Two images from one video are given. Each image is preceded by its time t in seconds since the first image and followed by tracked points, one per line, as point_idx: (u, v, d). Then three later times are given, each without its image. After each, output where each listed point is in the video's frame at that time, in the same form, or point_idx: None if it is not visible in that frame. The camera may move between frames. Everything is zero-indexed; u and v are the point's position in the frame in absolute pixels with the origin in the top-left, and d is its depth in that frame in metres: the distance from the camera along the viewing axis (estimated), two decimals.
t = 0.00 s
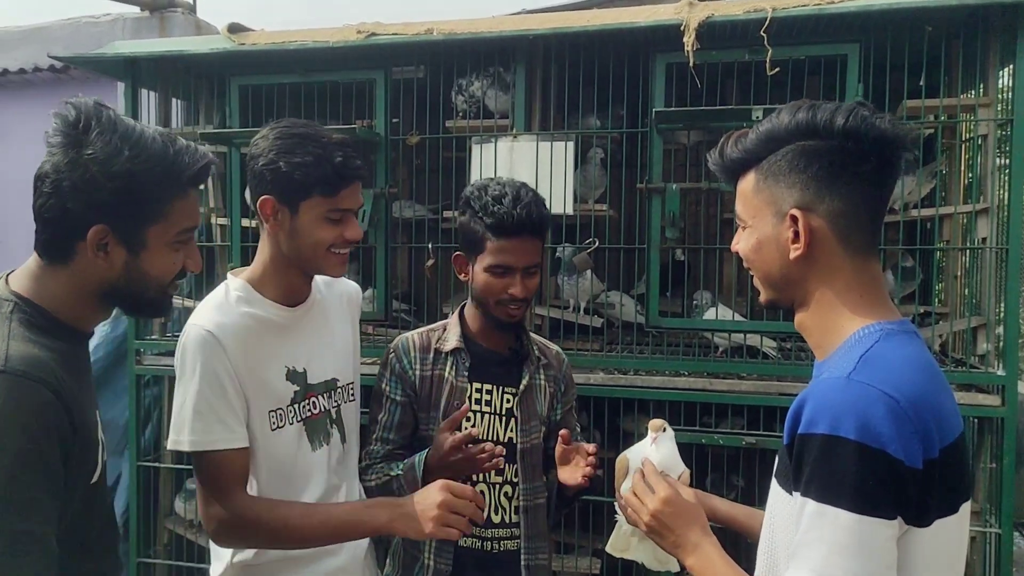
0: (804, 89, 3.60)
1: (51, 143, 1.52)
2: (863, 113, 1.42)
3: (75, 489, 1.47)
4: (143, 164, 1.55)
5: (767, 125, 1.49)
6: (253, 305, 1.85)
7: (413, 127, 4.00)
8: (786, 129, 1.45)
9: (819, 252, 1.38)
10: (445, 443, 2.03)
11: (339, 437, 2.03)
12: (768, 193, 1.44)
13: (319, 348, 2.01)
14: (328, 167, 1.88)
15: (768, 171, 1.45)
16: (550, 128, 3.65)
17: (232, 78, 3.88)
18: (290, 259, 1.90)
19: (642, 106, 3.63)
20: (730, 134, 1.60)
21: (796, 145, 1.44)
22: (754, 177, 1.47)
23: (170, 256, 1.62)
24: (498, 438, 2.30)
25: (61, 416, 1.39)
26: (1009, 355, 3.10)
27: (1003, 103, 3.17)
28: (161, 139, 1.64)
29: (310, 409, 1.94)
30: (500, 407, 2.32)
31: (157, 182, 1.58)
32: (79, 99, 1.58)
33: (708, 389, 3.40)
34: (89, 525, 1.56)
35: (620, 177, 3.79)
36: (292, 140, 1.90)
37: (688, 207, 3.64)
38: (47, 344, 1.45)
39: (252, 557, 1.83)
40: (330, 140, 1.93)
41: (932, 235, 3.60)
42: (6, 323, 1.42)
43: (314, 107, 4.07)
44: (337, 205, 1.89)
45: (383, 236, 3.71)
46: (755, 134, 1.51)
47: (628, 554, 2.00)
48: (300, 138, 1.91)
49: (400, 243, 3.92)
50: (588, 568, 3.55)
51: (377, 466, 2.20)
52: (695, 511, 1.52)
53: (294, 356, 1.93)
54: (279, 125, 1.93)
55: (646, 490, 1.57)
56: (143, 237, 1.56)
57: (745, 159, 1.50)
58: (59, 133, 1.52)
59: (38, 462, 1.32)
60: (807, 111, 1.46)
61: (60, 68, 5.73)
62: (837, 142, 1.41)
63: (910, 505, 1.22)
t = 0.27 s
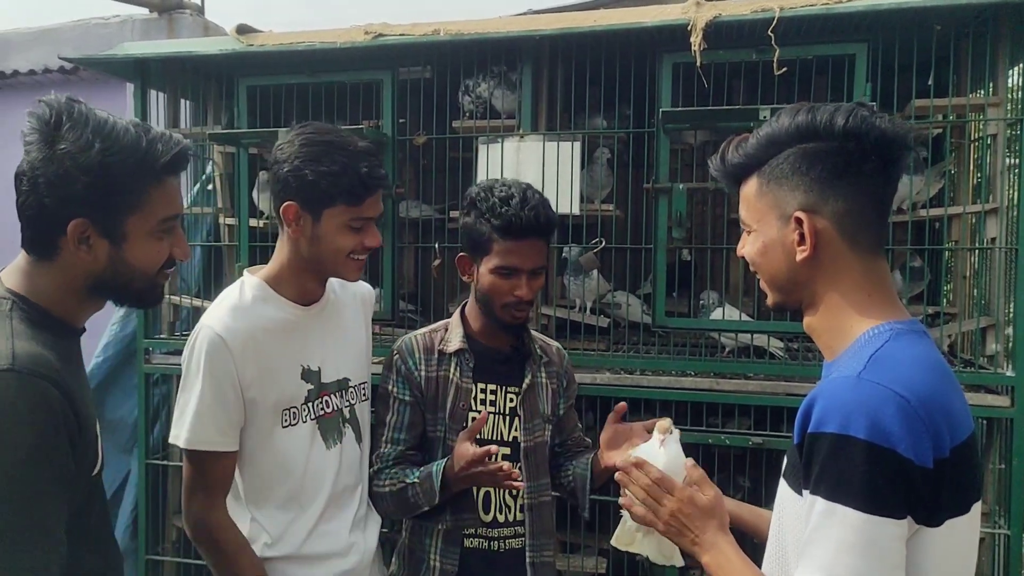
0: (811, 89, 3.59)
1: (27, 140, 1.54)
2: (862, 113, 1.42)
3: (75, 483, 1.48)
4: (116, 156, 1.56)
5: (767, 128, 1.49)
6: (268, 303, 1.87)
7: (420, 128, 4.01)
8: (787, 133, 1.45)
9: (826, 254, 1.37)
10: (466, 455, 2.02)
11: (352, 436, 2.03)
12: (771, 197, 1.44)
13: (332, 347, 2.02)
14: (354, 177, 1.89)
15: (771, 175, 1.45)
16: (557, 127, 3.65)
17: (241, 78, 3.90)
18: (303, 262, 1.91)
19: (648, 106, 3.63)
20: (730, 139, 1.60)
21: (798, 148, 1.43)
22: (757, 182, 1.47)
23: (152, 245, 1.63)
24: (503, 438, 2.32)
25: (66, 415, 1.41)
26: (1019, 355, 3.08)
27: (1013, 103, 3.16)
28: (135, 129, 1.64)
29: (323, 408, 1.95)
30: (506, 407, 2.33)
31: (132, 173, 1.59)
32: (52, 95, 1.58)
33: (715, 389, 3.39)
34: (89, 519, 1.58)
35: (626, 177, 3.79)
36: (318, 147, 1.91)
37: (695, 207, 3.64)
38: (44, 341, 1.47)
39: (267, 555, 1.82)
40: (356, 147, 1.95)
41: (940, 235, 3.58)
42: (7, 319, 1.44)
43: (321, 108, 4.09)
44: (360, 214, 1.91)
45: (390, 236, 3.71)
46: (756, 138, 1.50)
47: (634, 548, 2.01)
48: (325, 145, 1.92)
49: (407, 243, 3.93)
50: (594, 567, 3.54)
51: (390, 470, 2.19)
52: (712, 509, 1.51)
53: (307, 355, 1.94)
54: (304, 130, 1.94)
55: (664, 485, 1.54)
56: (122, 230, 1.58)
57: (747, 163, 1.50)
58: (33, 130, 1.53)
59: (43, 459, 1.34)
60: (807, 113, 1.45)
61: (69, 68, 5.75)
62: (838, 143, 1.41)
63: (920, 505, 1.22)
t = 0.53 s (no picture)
0: (816, 90, 3.61)
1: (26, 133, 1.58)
2: (867, 114, 1.43)
3: (71, 474, 1.53)
4: (110, 144, 1.58)
5: (771, 128, 1.51)
6: (272, 300, 1.89)
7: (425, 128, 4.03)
8: (791, 133, 1.46)
9: (829, 254, 1.39)
10: (469, 473, 2.04)
11: (357, 434, 2.04)
12: (775, 197, 1.45)
13: (339, 346, 2.03)
14: (360, 178, 1.90)
15: (775, 174, 1.46)
16: (562, 128, 3.66)
17: (246, 77, 3.91)
18: (300, 258, 1.93)
19: (653, 107, 3.64)
20: (735, 138, 1.61)
21: (803, 147, 1.44)
22: (760, 182, 1.48)
23: (148, 235, 1.65)
24: (507, 440, 2.32)
25: (57, 404, 1.45)
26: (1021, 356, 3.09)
27: (1015, 104, 3.17)
28: (131, 120, 1.65)
29: (328, 406, 1.96)
30: (510, 410, 2.33)
31: (126, 162, 1.60)
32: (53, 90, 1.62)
33: (718, 390, 3.41)
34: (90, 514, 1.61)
35: (631, 177, 3.81)
36: (326, 147, 1.92)
37: (699, 207, 3.65)
38: (42, 333, 1.50)
39: (272, 552, 1.86)
40: (364, 149, 1.96)
41: (943, 236, 3.60)
42: (3, 311, 1.48)
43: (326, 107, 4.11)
44: (366, 215, 1.91)
45: (394, 235, 3.72)
46: (760, 138, 1.52)
47: (633, 554, 2.02)
48: (333, 145, 1.93)
49: (411, 243, 3.95)
50: (597, 567, 3.55)
51: (390, 472, 2.21)
52: (717, 506, 1.53)
53: (313, 353, 1.95)
54: (314, 131, 1.96)
55: (674, 478, 1.57)
56: (118, 219, 1.60)
57: (751, 162, 1.51)
58: (31, 123, 1.57)
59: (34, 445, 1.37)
60: (812, 114, 1.47)
61: (75, 67, 5.76)
62: (842, 143, 1.42)
63: (920, 505, 1.23)
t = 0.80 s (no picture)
0: (820, 90, 3.60)
1: (43, 127, 1.51)
2: (884, 115, 1.42)
3: (100, 474, 1.47)
4: (135, 137, 1.53)
5: (785, 128, 1.49)
6: (274, 298, 1.89)
7: (428, 128, 4.03)
8: (806, 133, 1.45)
9: (840, 255, 1.38)
10: (474, 479, 2.06)
11: (362, 433, 2.04)
12: (787, 197, 1.44)
13: (344, 345, 2.03)
14: (360, 181, 1.89)
15: (789, 175, 1.45)
16: (565, 128, 3.67)
17: (250, 77, 3.92)
18: (300, 254, 1.93)
19: (656, 106, 3.64)
20: (746, 137, 1.60)
21: (818, 148, 1.44)
22: (772, 182, 1.47)
23: (175, 229, 1.60)
24: (510, 442, 2.32)
25: (83, 406, 1.38)
26: None
27: (1021, 104, 3.16)
28: (152, 113, 1.60)
29: (333, 404, 1.95)
30: (512, 411, 2.33)
31: (152, 156, 1.55)
32: (70, 82, 1.56)
33: (721, 390, 3.40)
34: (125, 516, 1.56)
35: (634, 177, 3.80)
36: (327, 148, 1.92)
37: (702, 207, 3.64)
38: (65, 332, 1.43)
39: (276, 552, 1.86)
40: (366, 151, 1.95)
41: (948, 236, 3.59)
42: (24, 311, 1.41)
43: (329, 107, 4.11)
44: (365, 216, 1.91)
45: (398, 234, 3.73)
46: (773, 137, 1.50)
47: (636, 556, 2.01)
48: (335, 146, 1.93)
49: (414, 242, 3.95)
50: (599, 567, 3.55)
51: (392, 470, 2.21)
52: (724, 503, 1.52)
53: (317, 352, 1.94)
54: (317, 130, 1.96)
55: (680, 475, 1.55)
56: (145, 214, 1.55)
57: (762, 162, 1.50)
58: (49, 116, 1.51)
59: (61, 449, 1.32)
60: (827, 114, 1.46)
61: (78, 67, 5.77)
62: (858, 144, 1.41)
63: (930, 509, 1.23)
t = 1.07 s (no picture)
0: (821, 91, 3.61)
1: (86, 127, 1.46)
2: (889, 115, 1.43)
3: (139, 483, 1.43)
4: (185, 138, 1.50)
5: (790, 127, 1.49)
6: (278, 298, 1.89)
7: (429, 128, 4.03)
8: (812, 132, 1.45)
9: (846, 253, 1.38)
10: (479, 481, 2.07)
11: (366, 432, 2.05)
12: (792, 195, 1.44)
13: (347, 344, 2.03)
14: (360, 180, 1.89)
15: (794, 174, 1.45)
16: (566, 128, 3.67)
17: (252, 78, 3.92)
18: (302, 253, 1.93)
19: (658, 107, 3.64)
20: (749, 136, 1.60)
21: (823, 147, 1.44)
22: (777, 181, 1.47)
23: (217, 230, 1.57)
24: (513, 442, 2.32)
25: (126, 413, 1.34)
26: None
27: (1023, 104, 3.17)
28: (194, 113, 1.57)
29: (337, 404, 1.96)
30: (514, 411, 2.33)
31: (200, 157, 1.52)
32: (107, 81, 1.51)
33: (722, 390, 3.40)
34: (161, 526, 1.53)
35: (636, 177, 3.80)
36: (329, 148, 1.92)
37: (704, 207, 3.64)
38: (106, 338, 1.40)
39: (280, 550, 1.85)
40: (368, 151, 1.95)
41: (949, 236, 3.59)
42: (64, 317, 1.37)
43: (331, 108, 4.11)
44: (366, 216, 1.91)
45: (400, 234, 3.75)
46: (778, 135, 1.50)
47: (639, 553, 2.02)
48: (336, 146, 1.93)
49: (416, 242, 3.95)
50: (601, 567, 3.55)
51: (394, 469, 2.22)
52: (726, 496, 1.52)
53: (321, 351, 1.95)
54: (320, 130, 1.96)
55: (694, 457, 1.55)
56: (191, 216, 1.52)
57: (767, 161, 1.50)
58: (94, 116, 1.46)
59: (106, 457, 1.27)
60: (833, 113, 1.46)
61: (79, 67, 5.76)
62: (864, 143, 1.42)
63: (935, 503, 1.22)
